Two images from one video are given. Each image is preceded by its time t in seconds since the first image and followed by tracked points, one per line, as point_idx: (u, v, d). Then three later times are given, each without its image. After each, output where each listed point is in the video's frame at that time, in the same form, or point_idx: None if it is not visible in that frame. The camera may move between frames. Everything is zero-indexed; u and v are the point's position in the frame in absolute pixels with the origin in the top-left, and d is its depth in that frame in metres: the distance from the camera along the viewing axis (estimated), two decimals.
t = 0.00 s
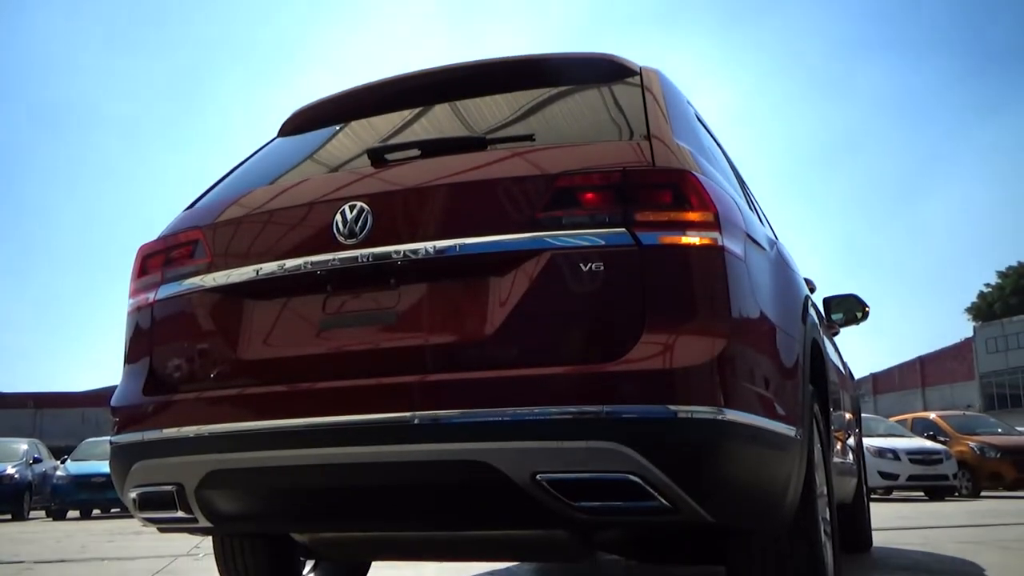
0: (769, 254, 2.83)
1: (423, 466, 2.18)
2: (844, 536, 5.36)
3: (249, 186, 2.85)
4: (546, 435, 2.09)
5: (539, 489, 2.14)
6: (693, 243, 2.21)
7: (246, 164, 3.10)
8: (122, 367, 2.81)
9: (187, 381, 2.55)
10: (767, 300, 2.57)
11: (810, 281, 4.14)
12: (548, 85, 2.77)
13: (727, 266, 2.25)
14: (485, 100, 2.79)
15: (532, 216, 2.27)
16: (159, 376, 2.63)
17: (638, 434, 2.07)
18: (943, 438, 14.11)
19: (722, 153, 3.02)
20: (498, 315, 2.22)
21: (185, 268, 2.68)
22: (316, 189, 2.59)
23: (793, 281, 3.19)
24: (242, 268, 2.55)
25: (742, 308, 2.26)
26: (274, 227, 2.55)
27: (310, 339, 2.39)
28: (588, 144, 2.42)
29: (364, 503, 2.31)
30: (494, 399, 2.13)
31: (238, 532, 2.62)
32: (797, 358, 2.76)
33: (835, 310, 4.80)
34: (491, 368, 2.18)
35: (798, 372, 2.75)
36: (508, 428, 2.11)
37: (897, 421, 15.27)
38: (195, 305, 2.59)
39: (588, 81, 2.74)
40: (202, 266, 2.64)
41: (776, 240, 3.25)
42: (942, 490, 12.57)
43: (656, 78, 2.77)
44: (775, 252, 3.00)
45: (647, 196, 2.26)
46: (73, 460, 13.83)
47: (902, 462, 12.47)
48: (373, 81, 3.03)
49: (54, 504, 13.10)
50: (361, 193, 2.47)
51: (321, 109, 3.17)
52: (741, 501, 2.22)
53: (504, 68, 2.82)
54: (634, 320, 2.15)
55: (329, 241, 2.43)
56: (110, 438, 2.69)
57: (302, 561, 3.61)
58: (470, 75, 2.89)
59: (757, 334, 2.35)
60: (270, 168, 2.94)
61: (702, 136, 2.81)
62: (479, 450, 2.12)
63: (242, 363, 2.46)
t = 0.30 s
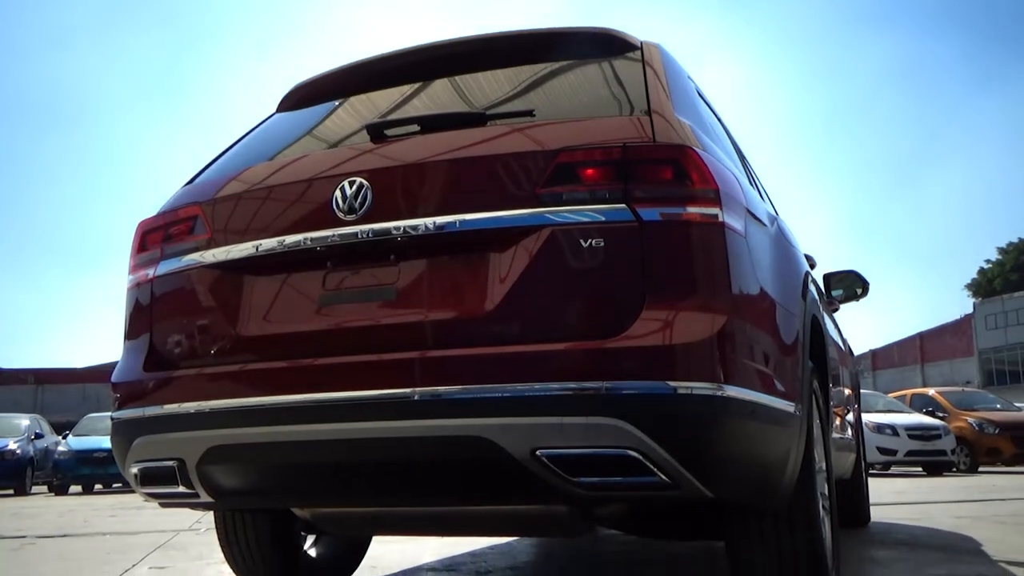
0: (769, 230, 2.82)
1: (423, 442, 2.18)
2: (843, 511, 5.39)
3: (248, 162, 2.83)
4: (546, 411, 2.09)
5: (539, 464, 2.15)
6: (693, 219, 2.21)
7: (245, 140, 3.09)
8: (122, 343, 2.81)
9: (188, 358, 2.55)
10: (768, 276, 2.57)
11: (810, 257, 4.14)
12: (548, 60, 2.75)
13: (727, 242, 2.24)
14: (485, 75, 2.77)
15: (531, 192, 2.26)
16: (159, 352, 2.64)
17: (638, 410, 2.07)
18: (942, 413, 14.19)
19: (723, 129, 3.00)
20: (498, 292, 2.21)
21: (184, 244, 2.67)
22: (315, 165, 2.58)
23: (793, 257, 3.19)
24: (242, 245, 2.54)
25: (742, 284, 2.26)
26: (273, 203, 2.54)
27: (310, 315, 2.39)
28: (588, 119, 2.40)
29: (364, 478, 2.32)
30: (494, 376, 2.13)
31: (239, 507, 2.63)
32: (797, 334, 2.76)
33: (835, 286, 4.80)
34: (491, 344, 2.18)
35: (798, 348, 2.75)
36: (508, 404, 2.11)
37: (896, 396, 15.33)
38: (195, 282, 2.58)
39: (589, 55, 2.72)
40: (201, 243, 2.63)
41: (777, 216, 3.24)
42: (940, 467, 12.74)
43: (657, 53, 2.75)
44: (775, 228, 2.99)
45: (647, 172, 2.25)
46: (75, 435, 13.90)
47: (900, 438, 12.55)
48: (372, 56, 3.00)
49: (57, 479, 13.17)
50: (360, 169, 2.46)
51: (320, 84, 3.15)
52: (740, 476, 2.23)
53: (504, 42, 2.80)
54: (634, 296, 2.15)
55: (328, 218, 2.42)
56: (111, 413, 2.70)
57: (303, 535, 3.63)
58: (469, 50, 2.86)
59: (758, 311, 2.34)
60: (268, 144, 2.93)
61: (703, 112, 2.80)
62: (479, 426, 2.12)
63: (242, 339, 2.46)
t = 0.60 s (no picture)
0: (769, 204, 2.81)
1: (423, 416, 2.18)
2: (841, 485, 5.41)
3: (247, 136, 2.82)
4: (546, 385, 2.10)
5: (539, 438, 2.15)
6: (693, 193, 2.20)
7: (243, 114, 3.07)
8: (122, 317, 2.81)
9: (188, 331, 2.55)
10: (768, 250, 2.56)
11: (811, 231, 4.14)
12: (549, 32, 2.72)
13: (728, 216, 2.24)
14: (484, 48, 2.75)
15: (531, 166, 2.25)
16: (159, 326, 2.64)
17: (638, 383, 2.08)
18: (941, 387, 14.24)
19: (724, 102, 2.98)
20: (498, 265, 2.21)
21: (183, 218, 2.66)
22: (314, 138, 2.56)
23: (793, 231, 3.18)
24: (241, 219, 2.53)
25: (742, 258, 2.26)
26: (272, 177, 2.53)
27: (310, 289, 2.39)
28: (589, 92, 2.39)
29: (364, 451, 2.33)
30: (494, 349, 2.13)
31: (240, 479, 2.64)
32: (796, 309, 2.76)
33: (835, 260, 4.80)
34: (490, 318, 2.18)
35: (797, 322, 2.75)
36: (508, 377, 2.11)
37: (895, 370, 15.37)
38: (194, 256, 2.58)
39: (589, 28, 2.70)
40: (201, 216, 2.62)
41: (777, 190, 3.23)
42: (937, 442, 12.95)
43: (658, 25, 2.73)
44: (775, 202, 2.98)
45: (648, 145, 2.24)
46: (77, 409, 13.95)
47: (899, 412, 12.60)
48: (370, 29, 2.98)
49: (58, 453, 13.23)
50: (359, 142, 2.45)
51: (318, 56, 3.12)
52: (739, 449, 2.24)
53: (504, 15, 2.78)
54: (634, 269, 2.15)
55: (327, 191, 2.42)
56: (111, 387, 2.70)
57: (303, 508, 3.65)
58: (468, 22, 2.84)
59: (758, 285, 2.34)
60: (267, 118, 2.91)
61: (704, 85, 2.78)
62: (479, 400, 2.12)
63: (242, 313, 2.46)
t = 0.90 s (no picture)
0: (770, 178, 2.80)
1: (423, 389, 2.19)
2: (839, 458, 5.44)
3: (245, 109, 2.80)
4: (546, 358, 2.10)
5: (539, 411, 2.15)
6: (693, 167, 2.20)
7: (241, 87, 3.05)
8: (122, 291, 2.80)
9: (188, 305, 2.55)
10: (769, 224, 2.56)
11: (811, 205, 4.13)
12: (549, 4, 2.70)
13: (728, 190, 2.23)
14: (484, 19, 2.72)
15: (531, 139, 2.24)
16: (159, 300, 2.64)
17: (638, 357, 2.08)
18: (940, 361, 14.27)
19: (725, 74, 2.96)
20: (498, 239, 2.21)
21: (182, 192, 2.65)
22: (313, 111, 2.55)
23: (794, 205, 3.17)
24: (240, 192, 2.52)
25: (742, 232, 2.25)
26: (271, 150, 2.52)
27: (309, 263, 2.39)
28: (589, 65, 2.37)
29: (364, 424, 2.33)
30: (493, 323, 2.13)
31: (240, 452, 2.65)
32: (797, 283, 2.76)
33: (835, 234, 4.79)
34: (490, 291, 2.18)
35: (797, 296, 2.75)
36: (508, 351, 2.11)
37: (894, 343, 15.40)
38: (193, 230, 2.57)
39: None
40: (199, 190, 2.61)
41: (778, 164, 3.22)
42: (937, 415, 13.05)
43: None
44: (776, 176, 2.97)
45: (648, 118, 2.23)
46: (78, 382, 13.99)
47: (898, 385, 12.64)
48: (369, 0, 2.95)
49: (60, 426, 13.29)
50: (358, 115, 2.44)
51: (317, 28, 3.10)
52: (738, 423, 2.25)
53: None
54: (634, 243, 2.14)
55: (326, 165, 2.41)
56: (111, 360, 2.70)
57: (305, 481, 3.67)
58: None
59: (758, 259, 2.34)
60: (265, 90, 2.89)
61: (704, 58, 2.76)
62: (479, 373, 2.13)
63: (241, 287, 2.46)
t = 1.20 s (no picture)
0: (771, 154, 2.79)
1: (423, 366, 2.19)
2: (837, 434, 5.46)
3: (244, 84, 2.79)
4: (546, 335, 2.10)
5: (539, 388, 2.15)
6: (694, 143, 2.19)
7: (240, 62, 3.03)
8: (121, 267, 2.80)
9: (187, 282, 2.55)
10: (769, 201, 2.55)
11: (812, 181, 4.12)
12: None
13: (728, 166, 2.23)
14: None
15: (531, 115, 2.23)
16: (159, 277, 2.63)
17: (637, 334, 2.08)
18: (939, 337, 14.29)
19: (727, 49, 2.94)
20: (498, 216, 2.20)
21: (180, 168, 2.64)
22: (312, 86, 2.53)
23: (795, 182, 3.16)
24: (239, 168, 2.52)
25: (742, 209, 2.25)
26: (270, 126, 2.51)
27: (309, 240, 2.38)
28: (590, 40, 2.35)
29: (365, 401, 2.33)
30: (493, 299, 2.13)
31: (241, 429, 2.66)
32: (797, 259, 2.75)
33: (836, 211, 4.78)
34: (490, 268, 2.17)
35: (797, 273, 2.74)
36: (508, 328, 2.11)
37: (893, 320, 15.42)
38: (192, 207, 2.57)
39: None
40: (198, 166, 2.60)
41: (779, 139, 3.21)
42: (936, 391, 13.08)
43: None
44: (777, 152, 2.95)
45: (649, 94, 2.21)
46: (78, 358, 14.03)
47: (897, 361, 12.67)
48: None
49: (62, 401, 13.34)
50: (357, 91, 2.42)
51: (316, 2, 3.07)
52: (737, 400, 2.26)
53: None
54: (634, 220, 2.14)
55: (326, 141, 2.40)
56: (111, 336, 2.71)
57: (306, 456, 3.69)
58: None
59: (758, 236, 2.34)
60: (264, 66, 2.87)
61: (705, 32, 2.74)
62: (479, 350, 2.13)
63: (241, 264, 2.46)
